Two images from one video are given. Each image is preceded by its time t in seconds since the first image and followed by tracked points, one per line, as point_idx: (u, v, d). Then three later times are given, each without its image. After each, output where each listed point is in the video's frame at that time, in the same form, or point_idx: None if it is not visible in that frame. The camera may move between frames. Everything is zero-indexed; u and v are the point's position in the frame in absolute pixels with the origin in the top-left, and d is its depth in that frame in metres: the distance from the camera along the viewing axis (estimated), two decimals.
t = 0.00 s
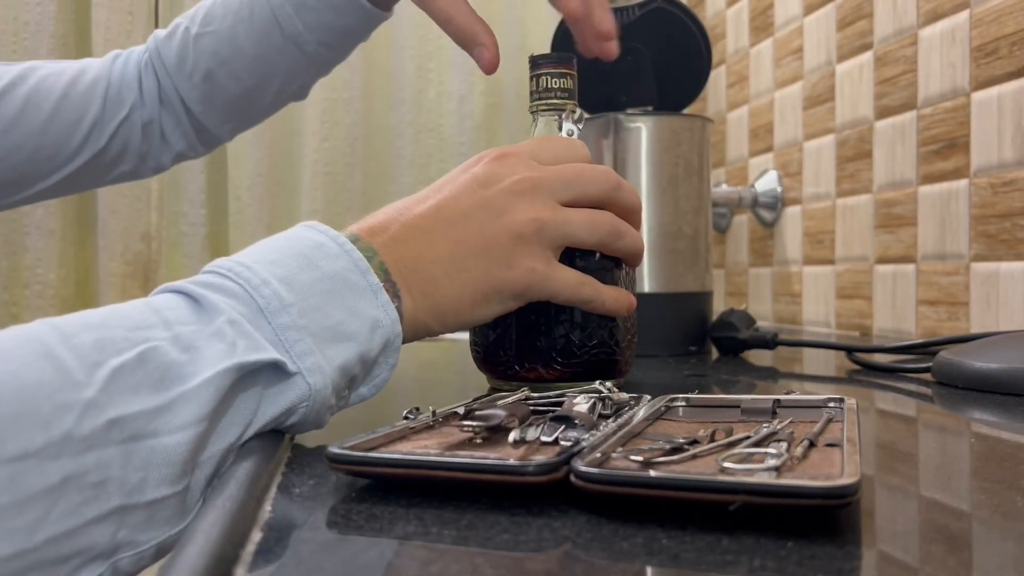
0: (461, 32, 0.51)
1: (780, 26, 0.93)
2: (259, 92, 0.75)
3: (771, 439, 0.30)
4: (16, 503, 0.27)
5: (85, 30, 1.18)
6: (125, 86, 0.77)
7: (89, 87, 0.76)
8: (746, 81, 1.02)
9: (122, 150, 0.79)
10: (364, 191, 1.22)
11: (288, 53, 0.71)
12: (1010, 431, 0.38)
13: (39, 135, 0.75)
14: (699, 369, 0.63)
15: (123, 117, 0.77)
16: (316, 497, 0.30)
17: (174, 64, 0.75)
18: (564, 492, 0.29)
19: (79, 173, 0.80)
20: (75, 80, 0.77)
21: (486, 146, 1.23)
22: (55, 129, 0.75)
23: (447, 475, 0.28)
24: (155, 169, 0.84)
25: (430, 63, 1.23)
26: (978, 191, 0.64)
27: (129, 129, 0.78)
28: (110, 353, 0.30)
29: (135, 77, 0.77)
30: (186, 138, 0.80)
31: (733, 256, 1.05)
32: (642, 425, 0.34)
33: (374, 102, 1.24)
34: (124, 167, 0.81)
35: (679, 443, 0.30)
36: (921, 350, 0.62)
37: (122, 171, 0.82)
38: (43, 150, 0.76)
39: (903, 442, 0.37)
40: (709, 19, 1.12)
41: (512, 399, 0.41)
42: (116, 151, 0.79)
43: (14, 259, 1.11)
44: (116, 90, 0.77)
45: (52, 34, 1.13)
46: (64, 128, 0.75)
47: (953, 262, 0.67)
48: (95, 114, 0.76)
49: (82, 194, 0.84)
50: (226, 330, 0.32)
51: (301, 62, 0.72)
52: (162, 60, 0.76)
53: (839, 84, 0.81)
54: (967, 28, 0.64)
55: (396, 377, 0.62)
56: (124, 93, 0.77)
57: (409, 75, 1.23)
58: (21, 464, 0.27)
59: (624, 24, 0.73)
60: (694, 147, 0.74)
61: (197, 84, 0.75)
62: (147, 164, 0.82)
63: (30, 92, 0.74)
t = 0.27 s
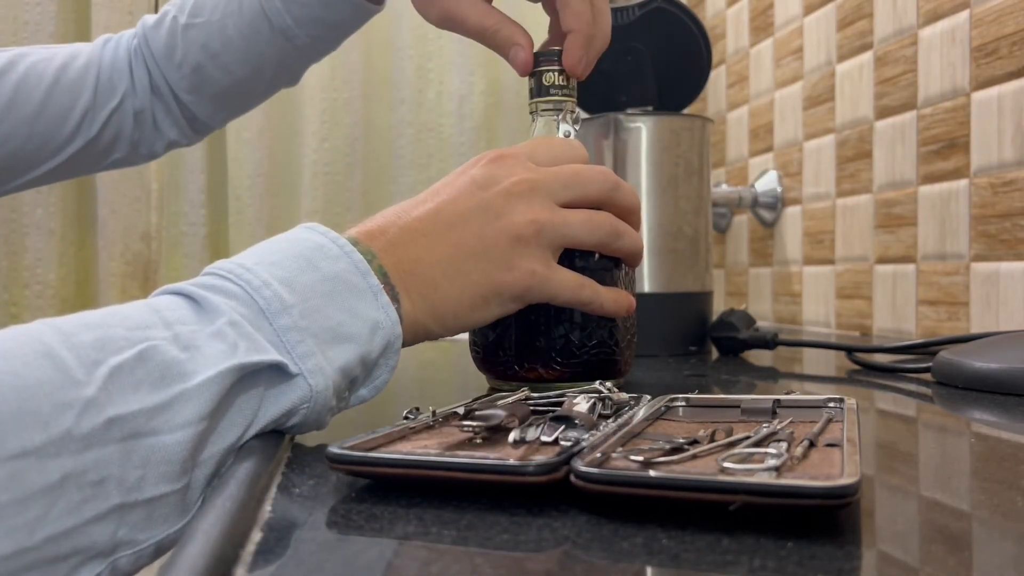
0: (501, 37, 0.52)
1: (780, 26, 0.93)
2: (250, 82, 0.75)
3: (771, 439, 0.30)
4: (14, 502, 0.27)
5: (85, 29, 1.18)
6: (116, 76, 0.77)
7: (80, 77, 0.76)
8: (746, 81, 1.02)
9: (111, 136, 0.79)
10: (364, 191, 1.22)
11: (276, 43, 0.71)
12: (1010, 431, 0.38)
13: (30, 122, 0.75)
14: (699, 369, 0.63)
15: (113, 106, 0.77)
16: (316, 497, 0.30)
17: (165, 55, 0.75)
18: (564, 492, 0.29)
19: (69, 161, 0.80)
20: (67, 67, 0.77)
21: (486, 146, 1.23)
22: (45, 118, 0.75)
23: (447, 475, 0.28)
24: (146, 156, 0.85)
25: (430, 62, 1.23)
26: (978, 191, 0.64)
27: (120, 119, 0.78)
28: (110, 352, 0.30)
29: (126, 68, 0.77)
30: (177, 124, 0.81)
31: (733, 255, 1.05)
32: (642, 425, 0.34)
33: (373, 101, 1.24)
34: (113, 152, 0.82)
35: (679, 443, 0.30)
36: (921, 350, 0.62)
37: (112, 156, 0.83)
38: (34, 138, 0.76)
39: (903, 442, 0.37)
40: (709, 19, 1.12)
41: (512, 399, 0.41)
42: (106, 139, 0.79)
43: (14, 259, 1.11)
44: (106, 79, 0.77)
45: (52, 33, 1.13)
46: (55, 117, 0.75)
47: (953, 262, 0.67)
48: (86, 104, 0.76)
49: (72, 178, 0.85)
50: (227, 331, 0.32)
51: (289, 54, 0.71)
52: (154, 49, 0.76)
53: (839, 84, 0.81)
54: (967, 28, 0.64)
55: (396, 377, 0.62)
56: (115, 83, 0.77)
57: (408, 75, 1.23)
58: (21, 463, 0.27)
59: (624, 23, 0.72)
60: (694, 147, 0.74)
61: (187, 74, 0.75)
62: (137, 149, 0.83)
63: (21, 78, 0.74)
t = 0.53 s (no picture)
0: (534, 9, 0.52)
1: (780, 26, 0.93)
2: (235, 90, 0.77)
3: (771, 439, 0.30)
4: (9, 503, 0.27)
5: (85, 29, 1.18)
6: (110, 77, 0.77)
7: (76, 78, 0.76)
8: (746, 81, 1.02)
9: (102, 137, 0.80)
10: (364, 191, 1.22)
11: (265, 57, 0.73)
12: (1010, 431, 0.38)
13: (25, 120, 0.74)
14: (699, 369, 0.64)
15: (107, 107, 0.77)
16: (316, 497, 0.30)
17: (150, 60, 0.76)
18: (564, 493, 0.29)
19: (57, 160, 0.80)
20: (63, 67, 0.76)
21: (486, 146, 1.23)
22: (39, 116, 0.75)
23: (448, 475, 0.28)
24: (134, 155, 0.85)
25: (430, 63, 1.23)
26: (978, 191, 0.64)
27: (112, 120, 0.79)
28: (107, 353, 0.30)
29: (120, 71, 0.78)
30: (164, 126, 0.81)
31: (733, 256, 1.05)
32: (642, 425, 0.34)
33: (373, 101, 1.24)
34: (101, 152, 0.82)
35: (679, 443, 0.30)
36: (921, 350, 0.62)
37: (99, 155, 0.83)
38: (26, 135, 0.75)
39: (903, 442, 0.37)
40: (709, 19, 1.12)
41: (512, 399, 0.41)
42: (96, 139, 0.79)
43: (14, 259, 1.11)
44: (100, 80, 0.77)
45: (52, 33, 1.13)
46: (51, 116, 0.75)
47: (953, 262, 0.67)
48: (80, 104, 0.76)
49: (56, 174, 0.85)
50: (225, 332, 0.32)
51: (278, 67, 0.74)
52: (140, 53, 0.77)
53: (839, 84, 0.81)
54: (967, 28, 0.64)
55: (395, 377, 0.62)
56: (109, 84, 0.77)
57: (408, 75, 1.23)
58: (16, 463, 0.27)
59: (624, 23, 0.72)
60: (694, 147, 0.74)
61: (174, 82, 0.76)
62: (124, 149, 0.83)
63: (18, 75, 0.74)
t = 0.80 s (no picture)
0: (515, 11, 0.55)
1: (780, 26, 0.93)
2: (225, 141, 0.75)
3: (771, 439, 0.30)
4: (7, 502, 0.27)
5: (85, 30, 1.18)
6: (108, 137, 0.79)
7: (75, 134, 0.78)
8: (746, 81, 1.02)
9: (96, 195, 0.80)
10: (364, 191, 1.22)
11: (246, 98, 0.71)
12: (1010, 431, 0.38)
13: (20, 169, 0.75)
14: (699, 369, 0.64)
15: (99, 163, 0.78)
16: (316, 497, 0.30)
17: (149, 115, 0.77)
18: (564, 492, 0.29)
19: (54, 218, 0.81)
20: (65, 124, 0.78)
21: (486, 146, 1.23)
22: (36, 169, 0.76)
23: (448, 475, 0.28)
24: (127, 215, 0.84)
25: (430, 62, 1.23)
26: (978, 191, 0.64)
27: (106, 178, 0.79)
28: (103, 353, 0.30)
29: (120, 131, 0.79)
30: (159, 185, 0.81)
31: (733, 255, 1.05)
32: (642, 425, 0.35)
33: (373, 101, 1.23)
34: (95, 214, 0.83)
35: (679, 443, 0.30)
36: (921, 350, 0.62)
37: (95, 218, 0.83)
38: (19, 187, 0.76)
39: (903, 442, 0.37)
40: (709, 19, 1.12)
41: (512, 399, 0.41)
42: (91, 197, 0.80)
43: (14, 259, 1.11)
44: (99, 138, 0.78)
45: (52, 33, 1.13)
46: (46, 168, 0.76)
47: (953, 262, 0.67)
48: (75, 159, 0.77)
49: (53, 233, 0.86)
50: (221, 333, 0.32)
51: (256, 108, 0.71)
52: (139, 111, 0.78)
53: (839, 83, 0.81)
54: (967, 28, 0.64)
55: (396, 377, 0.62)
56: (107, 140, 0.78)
57: (408, 74, 1.23)
58: (12, 463, 0.27)
59: (624, 23, 0.73)
60: (694, 147, 0.74)
61: (164, 132, 0.76)
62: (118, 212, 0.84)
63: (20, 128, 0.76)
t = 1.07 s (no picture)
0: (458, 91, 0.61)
1: (780, 26, 0.93)
2: (189, 226, 0.79)
3: (771, 439, 0.30)
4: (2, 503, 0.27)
5: (85, 30, 1.18)
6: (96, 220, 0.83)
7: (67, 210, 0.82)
8: (746, 81, 1.02)
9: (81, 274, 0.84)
10: (364, 191, 1.22)
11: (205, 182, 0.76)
12: (1010, 431, 0.38)
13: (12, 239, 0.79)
14: (699, 369, 0.64)
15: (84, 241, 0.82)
16: (316, 497, 0.30)
17: (123, 203, 0.82)
18: (565, 492, 0.29)
19: (42, 290, 0.84)
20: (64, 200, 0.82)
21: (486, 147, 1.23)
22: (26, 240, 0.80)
23: (448, 475, 0.28)
24: (107, 296, 0.87)
25: (430, 63, 1.23)
26: (978, 191, 0.64)
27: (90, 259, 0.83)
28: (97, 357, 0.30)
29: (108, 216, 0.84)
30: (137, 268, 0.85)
31: (733, 255, 1.05)
32: (642, 425, 0.35)
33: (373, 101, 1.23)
34: (79, 292, 0.86)
35: (679, 443, 0.30)
36: (921, 351, 0.62)
37: (78, 296, 0.86)
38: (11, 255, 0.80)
39: (903, 442, 0.37)
40: (709, 19, 1.12)
41: (512, 399, 0.41)
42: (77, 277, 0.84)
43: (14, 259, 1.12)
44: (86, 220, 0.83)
45: (52, 33, 1.13)
46: (39, 241, 0.80)
47: (953, 262, 0.67)
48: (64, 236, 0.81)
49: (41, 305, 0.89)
50: (215, 337, 0.32)
51: (217, 197, 0.76)
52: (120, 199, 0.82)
53: (839, 83, 0.81)
54: (967, 29, 0.64)
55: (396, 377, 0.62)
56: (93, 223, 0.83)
57: (408, 75, 1.23)
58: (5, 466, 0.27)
59: (623, 24, 0.73)
60: (694, 147, 0.74)
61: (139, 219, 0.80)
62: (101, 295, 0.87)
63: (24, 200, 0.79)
